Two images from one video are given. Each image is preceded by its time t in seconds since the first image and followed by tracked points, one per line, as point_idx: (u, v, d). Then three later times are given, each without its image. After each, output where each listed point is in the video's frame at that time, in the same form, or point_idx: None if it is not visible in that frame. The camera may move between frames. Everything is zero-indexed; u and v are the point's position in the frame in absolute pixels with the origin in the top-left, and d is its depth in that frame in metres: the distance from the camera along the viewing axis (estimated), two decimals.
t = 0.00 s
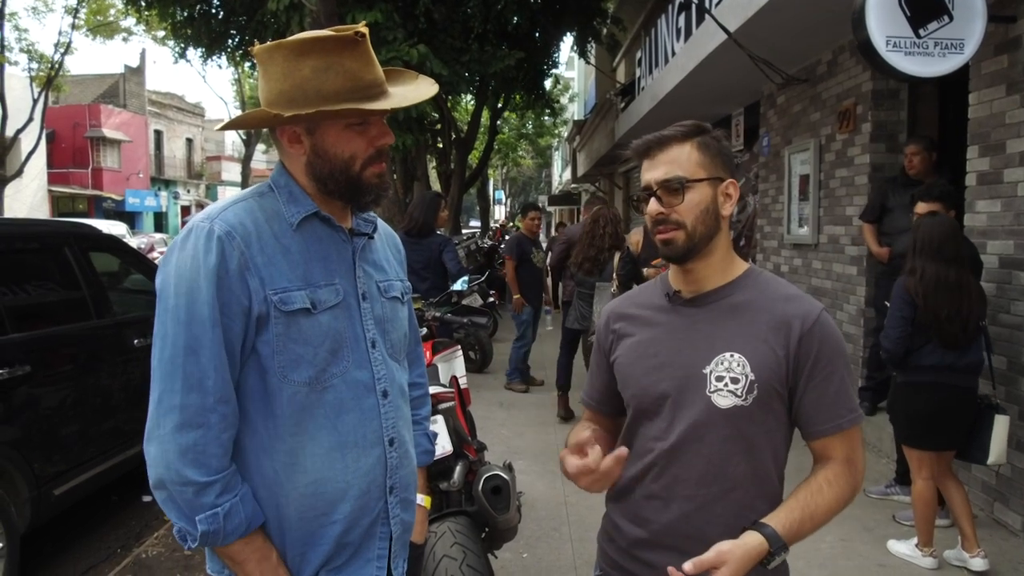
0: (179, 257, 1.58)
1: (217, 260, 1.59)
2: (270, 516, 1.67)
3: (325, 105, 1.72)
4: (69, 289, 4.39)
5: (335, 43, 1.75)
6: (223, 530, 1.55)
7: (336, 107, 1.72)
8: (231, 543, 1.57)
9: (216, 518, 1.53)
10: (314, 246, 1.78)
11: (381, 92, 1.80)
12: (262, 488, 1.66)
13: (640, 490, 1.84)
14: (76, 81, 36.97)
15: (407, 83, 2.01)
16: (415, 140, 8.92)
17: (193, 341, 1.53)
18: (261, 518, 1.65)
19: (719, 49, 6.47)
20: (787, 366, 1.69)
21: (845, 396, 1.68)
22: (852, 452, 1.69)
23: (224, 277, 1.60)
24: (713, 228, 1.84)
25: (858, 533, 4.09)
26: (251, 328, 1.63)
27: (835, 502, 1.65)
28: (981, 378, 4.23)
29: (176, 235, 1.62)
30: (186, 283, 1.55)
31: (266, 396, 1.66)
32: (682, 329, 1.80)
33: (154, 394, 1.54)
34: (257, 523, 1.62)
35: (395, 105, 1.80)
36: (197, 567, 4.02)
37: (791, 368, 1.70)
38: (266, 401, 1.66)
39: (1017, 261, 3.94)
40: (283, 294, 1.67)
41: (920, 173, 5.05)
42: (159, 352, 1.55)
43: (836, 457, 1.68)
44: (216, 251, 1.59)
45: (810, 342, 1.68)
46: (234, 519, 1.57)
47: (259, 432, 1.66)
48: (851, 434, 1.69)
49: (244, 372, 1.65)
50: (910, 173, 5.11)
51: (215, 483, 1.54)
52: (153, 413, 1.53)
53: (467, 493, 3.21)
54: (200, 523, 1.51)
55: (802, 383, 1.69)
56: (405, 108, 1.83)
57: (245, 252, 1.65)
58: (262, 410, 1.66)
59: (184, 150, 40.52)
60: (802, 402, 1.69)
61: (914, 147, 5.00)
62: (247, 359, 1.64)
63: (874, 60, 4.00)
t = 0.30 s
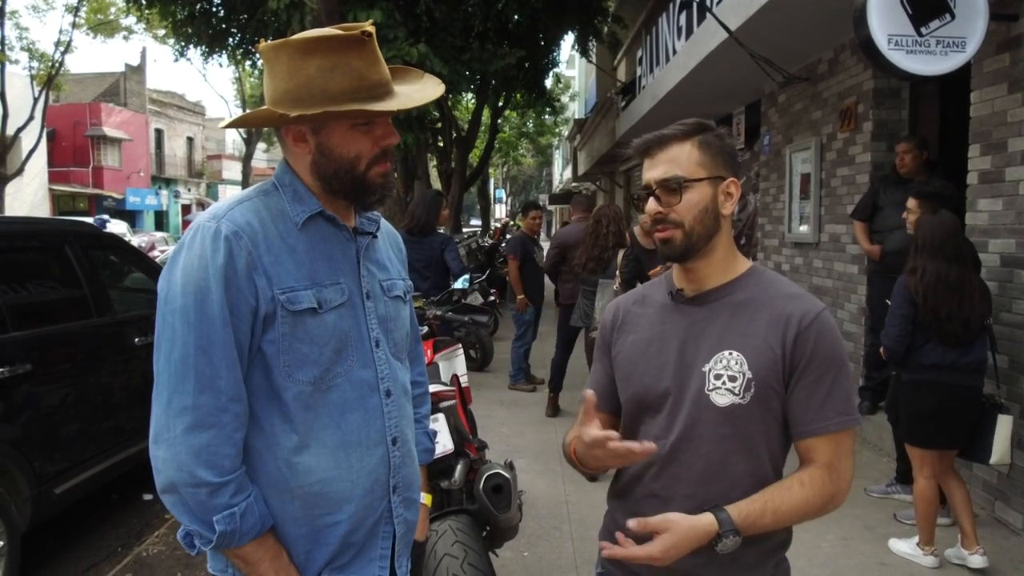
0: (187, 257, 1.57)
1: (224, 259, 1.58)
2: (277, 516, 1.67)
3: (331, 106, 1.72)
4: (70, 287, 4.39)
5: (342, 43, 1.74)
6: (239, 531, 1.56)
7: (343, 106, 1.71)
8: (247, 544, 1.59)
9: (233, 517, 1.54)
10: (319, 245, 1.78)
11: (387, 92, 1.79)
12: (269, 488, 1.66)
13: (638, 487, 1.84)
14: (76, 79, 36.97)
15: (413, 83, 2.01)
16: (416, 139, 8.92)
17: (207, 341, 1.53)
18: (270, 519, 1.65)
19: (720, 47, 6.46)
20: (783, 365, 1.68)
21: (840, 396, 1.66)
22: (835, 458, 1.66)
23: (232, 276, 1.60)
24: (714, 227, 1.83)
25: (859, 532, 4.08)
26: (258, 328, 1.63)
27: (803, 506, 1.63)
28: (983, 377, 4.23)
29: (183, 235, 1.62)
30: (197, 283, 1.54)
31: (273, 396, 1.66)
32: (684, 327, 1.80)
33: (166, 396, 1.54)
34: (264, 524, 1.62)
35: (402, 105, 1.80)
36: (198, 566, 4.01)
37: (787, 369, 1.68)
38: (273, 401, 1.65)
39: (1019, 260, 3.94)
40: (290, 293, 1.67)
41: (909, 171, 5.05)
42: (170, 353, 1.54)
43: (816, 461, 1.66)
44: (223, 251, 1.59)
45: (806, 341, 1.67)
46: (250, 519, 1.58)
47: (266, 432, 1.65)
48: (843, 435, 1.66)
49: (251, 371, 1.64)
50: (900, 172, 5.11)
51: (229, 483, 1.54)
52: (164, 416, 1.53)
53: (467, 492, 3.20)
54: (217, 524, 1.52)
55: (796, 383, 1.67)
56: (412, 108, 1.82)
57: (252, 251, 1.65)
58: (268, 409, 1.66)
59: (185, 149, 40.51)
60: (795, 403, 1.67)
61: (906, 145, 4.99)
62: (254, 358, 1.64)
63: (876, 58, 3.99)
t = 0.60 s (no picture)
0: (190, 256, 1.56)
1: (228, 258, 1.58)
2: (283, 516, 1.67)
3: (330, 105, 1.71)
4: (71, 286, 4.39)
5: (343, 42, 1.74)
6: (255, 528, 1.57)
7: (342, 106, 1.71)
8: (258, 544, 1.59)
9: (252, 513, 1.55)
10: (320, 244, 1.78)
11: (387, 91, 1.79)
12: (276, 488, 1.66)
13: (641, 488, 1.84)
14: (77, 78, 36.98)
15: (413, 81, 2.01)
16: (416, 137, 8.92)
17: (215, 341, 1.53)
18: (279, 519, 1.65)
19: (721, 46, 6.45)
20: (793, 367, 1.69)
21: (850, 398, 1.67)
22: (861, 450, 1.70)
23: (237, 275, 1.59)
24: (719, 227, 1.83)
25: (861, 531, 4.08)
26: (261, 326, 1.63)
27: (849, 475, 1.66)
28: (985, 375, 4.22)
29: (184, 233, 1.62)
30: (202, 283, 1.54)
31: (276, 395, 1.66)
32: (688, 326, 1.80)
33: (176, 397, 1.53)
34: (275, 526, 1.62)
35: (401, 105, 1.79)
36: (199, 564, 4.02)
37: (798, 370, 1.69)
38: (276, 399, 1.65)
39: (1021, 259, 3.93)
40: (291, 292, 1.66)
41: (904, 169, 5.05)
42: (178, 353, 1.54)
43: (848, 446, 1.69)
44: (227, 249, 1.59)
45: (818, 342, 1.68)
46: (267, 516, 1.59)
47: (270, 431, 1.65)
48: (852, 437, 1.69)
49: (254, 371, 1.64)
50: (894, 170, 5.11)
51: (247, 480, 1.56)
52: (177, 416, 1.53)
53: (469, 490, 3.20)
54: (239, 520, 1.53)
55: (807, 384, 1.69)
56: (412, 107, 1.82)
57: (255, 250, 1.65)
58: (272, 409, 1.66)
59: (186, 148, 40.49)
60: (806, 403, 1.69)
61: (897, 145, 5.00)
62: (257, 357, 1.64)
63: (877, 56, 3.99)
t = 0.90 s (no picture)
0: (192, 256, 1.56)
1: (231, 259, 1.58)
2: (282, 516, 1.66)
3: (322, 103, 1.71)
4: (72, 285, 4.40)
5: (337, 40, 1.73)
6: (266, 525, 1.58)
7: (334, 105, 1.71)
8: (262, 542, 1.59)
9: (263, 509, 1.56)
10: (318, 244, 1.78)
11: (381, 89, 1.79)
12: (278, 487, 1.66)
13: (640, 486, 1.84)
14: (77, 77, 36.99)
15: (409, 79, 2.00)
16: (417, 135, 8.92)
17: (222, 341, 1.53)
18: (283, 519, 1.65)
19: (722, 44, 6.45)
20: (789, 364, 1.68)
21: (849, 392, 1.65)
22: (858, 451, 1.66)
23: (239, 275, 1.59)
24: (723, 227, 1.83)
25: (862, 529, 4.08)
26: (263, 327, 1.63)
27: (843, 480, 1.62)
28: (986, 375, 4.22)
29: (184, 232, 1.61)
30: (208, 283, 1.54)
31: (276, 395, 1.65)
32: (688, 324, 1.80)
33: (188, 398, 1.53)
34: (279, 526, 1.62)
35: (396, 103, 1.78)
36: (200, 563, 4.02)
37: (792, 366, 1.68)
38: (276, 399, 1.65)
39: (1022, 258, 3.92)
40: (291, 293, 1.66)
41: (902, 168, 5.05)
42: (186, 352, 1.53)
43: (842, 449, 1.65)
44: (229, 249, 1.58)
45: (813, 339, 1.66)
46: (276, 512, 1.60)
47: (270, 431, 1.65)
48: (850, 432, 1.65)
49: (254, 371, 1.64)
50: (892, 169, 5.11)
51: (260, 477, 1.57)
52: (188, 419, 1.52)
53: (470, 489, 3.20)
54: (251, 517, 1.54)
55: (802, 379, 1.67)
56: (406, 105, 1.81)
57: (254, 250, 1.64)
58: (273, 409, 1.65)
59: (186, 146, 40.48)
60: (801, 400, 1.67)
61: (896, 143, 4.99)
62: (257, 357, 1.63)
63: (878, 55, 3.98)
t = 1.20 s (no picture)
0: (180, 259, 1.56)
1: (220, 262, 1.57)
2: (276, 516, 1.66)
3: (319, 101, 1.71)
4: (72, 283, 4.40)
5: (333, 38, 1.73)
6: (231, 534, 1.54)
7: (330, 104, 1.70)
8: (237, 546, 1.56)
9: (225, 520, 1.52)
10: (313, 243, 1.77)
11: (378, 88, 1.79)
12: (266, 488, 1.65)
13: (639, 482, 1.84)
14: (77, 75, 37.01)
15: (404, 77, 2.00)
16: (416, 134, 8.92)
17: (200, 345, 1.53)
18: (267, 519, 1.64)
19: (722, 43, 6.45)
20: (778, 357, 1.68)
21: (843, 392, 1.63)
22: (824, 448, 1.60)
23: (228, 277, 1.59)
24: (724, 223, 1.82)
25: (861, 528, 4.08)
26: (254, 329, 1.62)
27: (796, 470, 1.56)
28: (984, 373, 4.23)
29: (176, 236, 1.61)
30: (191, 286, 1.54)
31: (271, 395, 1.65)
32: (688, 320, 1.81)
33: (159, 398, 1.53)
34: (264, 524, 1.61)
35: (393, 102, 1.78)
36: (200, 561, 4.02)
37: (778, 358, 1.68)
38: (270, 398, 1.65)
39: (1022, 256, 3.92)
40: (287, 294, 1.66)
41: (903, 166, 5.05)
42: (162, 355, 1.54)
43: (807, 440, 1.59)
44: (219, 252, 1.58)
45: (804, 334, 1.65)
46: (245, 520, 1.56)
47: (265, 430, 1.64)
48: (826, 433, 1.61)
49: (245, 371, 1.64)
50: (895, 166, 5.10)
51: (221, 486, 1.53)
52: (157, 417, 1.52)
53: (470, 488, 3.22)
54: (211, 527, 1.50)
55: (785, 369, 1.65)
56: (404, 104, 1.81)
57: (248, 252, 1.64)
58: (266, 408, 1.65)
59: (186, 145, 40.49)
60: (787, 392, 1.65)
61: (899, 141, 4.98)
62: (248, 357, 1.63)
63: (879, 53, 3.98)
